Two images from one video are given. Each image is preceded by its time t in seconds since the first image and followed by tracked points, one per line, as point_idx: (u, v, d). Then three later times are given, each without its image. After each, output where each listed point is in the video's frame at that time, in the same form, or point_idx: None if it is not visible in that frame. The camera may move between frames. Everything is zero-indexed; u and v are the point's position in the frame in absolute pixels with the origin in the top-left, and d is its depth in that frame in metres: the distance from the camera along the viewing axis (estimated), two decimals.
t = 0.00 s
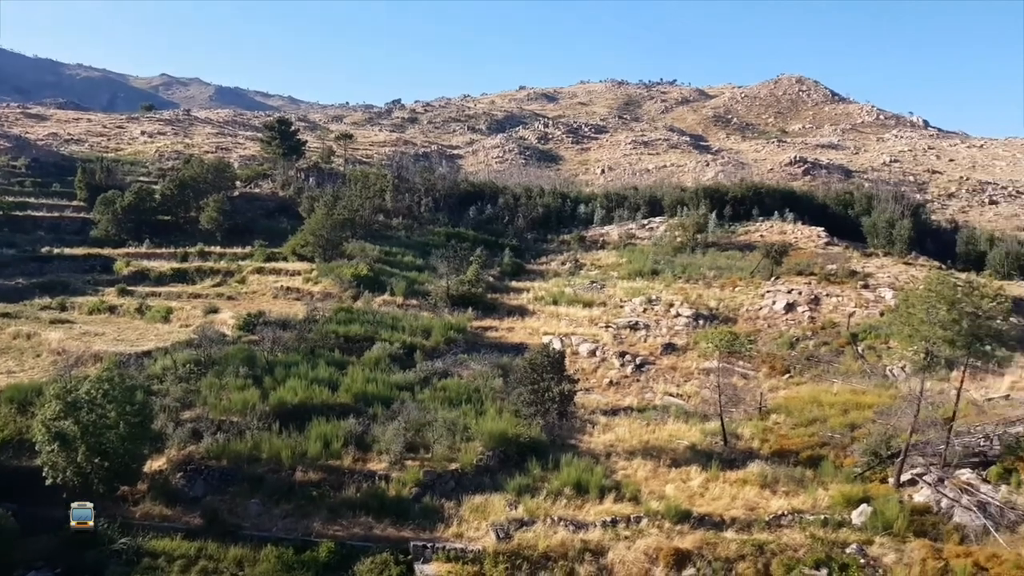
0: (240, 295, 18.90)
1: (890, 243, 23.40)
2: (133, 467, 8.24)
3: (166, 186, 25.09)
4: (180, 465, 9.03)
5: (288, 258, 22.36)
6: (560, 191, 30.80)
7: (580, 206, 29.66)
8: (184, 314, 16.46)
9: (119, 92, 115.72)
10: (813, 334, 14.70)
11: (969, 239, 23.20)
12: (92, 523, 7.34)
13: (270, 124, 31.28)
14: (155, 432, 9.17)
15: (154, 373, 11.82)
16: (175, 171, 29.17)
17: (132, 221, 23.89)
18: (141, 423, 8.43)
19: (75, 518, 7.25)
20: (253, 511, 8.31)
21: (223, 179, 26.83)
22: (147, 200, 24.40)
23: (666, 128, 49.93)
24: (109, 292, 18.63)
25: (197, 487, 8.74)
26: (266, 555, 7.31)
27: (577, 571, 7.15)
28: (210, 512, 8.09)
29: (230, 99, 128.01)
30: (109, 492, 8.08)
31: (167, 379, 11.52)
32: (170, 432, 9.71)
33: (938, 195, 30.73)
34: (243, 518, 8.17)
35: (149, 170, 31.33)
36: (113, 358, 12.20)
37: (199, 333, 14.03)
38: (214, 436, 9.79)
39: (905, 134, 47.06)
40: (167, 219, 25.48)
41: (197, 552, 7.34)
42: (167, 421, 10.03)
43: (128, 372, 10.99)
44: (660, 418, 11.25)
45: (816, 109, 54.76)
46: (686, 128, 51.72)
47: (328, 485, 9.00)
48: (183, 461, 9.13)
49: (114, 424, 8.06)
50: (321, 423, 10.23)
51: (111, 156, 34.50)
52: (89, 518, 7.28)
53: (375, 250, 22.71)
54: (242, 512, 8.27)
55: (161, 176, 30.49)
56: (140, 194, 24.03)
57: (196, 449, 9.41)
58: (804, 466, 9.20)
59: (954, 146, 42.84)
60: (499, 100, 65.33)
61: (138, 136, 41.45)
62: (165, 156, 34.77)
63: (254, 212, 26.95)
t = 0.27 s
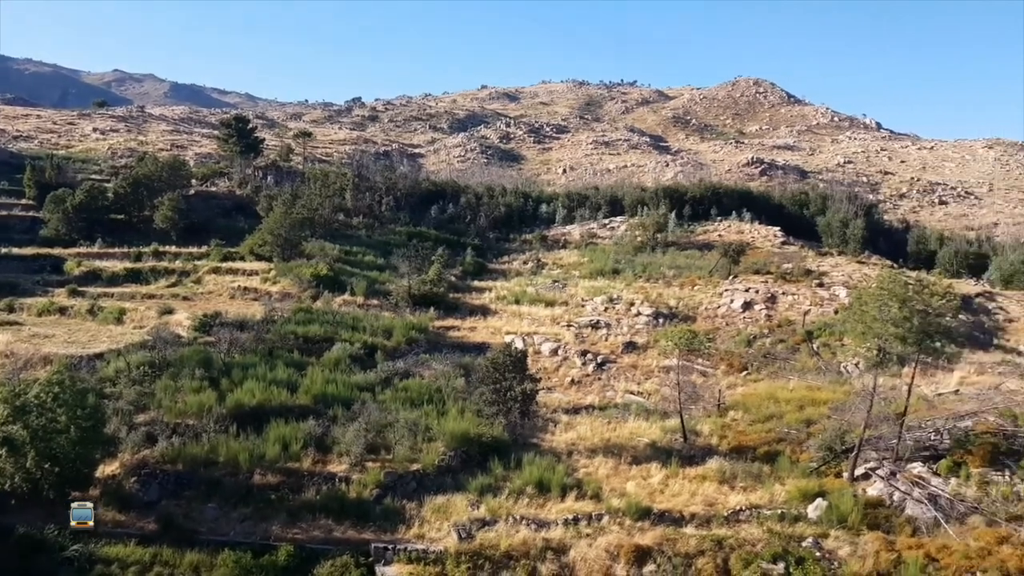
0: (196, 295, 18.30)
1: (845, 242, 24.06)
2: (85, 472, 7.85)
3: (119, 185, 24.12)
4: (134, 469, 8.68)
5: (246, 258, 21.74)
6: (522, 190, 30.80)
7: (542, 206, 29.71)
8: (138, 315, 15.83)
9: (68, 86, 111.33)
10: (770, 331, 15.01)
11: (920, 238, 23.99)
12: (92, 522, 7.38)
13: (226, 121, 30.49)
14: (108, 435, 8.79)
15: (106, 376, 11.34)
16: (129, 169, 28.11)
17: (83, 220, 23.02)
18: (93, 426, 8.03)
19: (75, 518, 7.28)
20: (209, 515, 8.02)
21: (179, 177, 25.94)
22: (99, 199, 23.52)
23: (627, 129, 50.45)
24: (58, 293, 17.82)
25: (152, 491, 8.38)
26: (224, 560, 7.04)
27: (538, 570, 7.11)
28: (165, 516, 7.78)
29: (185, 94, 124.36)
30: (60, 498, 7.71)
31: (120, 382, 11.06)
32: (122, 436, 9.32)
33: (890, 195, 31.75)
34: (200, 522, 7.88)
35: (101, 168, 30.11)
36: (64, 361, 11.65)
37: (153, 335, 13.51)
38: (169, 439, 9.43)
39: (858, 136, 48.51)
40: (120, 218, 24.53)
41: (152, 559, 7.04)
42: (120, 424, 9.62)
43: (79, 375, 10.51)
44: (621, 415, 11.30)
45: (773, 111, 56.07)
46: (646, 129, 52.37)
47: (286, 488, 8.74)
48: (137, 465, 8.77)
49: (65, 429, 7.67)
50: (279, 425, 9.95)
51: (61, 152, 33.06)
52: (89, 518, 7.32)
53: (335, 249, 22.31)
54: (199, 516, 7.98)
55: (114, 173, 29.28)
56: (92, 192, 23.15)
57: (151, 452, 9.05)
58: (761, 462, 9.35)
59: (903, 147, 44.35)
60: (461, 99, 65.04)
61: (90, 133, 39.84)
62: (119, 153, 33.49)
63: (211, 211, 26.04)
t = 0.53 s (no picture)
0: (149, 296, 17.63)
1: (799, 242, 24.70)
2: (34, 479, 7.50)
3: (69, 183, 23.13)
4: (86, 475, 8.31)
5: (200, 257, 20.97)
6: (482, 190, 30.70)
7: (503, 205, 29.66)
8: (89, 317, 15.15)
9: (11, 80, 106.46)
10: (727, 329, 15.29)
11: (872, 238, 24.78)
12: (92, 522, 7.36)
13: (179, 118, 29.63)
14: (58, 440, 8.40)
15: (55, 380, 10.84)
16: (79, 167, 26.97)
17: (32, 219, 22.21)
18: (43, 432, 7.64)
19: (75, 518, 7.27)
20: (164, 521, 7.73)
21: (131, 176, 25.03)
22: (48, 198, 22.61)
23: (587, 129, 50.81)
24: (3, 294, 16.94)
25: (104, 497, 8.03)
26: (178, 566, 6.77)
27: (500, 569, 7.05)
28: (119, 522, 7.47)
29: (137, 89, 120.30)
30: (7, 505, 7.37)
31: (70, 386, 10.58)
32: (73, 441, 8.92)
33: (843, 195, 32.75)
34: (155, 528, 7.59)
35: (49, 165, 28.78)
36: (10, 365, 11.09)
37: (104, 337, 12.95)
38: (122, 443, 9.05)
39: (812, 137, 49.91)
40: (69, 217, 23.49)
41: (104, 566, 6.74)
42: (71, 429, 9.20)
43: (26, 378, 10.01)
44: (582, 414, 11.34)
45: (729, 112, 57.27)
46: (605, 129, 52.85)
47: (244, 491, 8.47)
48: (89, 471, 8.40)
49: (12, 434, 7.32)
50: (236, 428, 9.65)
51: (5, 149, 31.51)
52: (90, 518, 7.31)
53: (293, 249, 21.82)
54: (153, 522, 7.67)
55: (63, 171, 27.95)
56: (40, 190, 22.26)
57: (103, 457, 8.67)
58: (719, 458, 9.49)
59: (854, 149, 45.78)
60: (421, 98, 64.50)
61: (36, 129, 38.10)
62: (67, 150, 32.11)
63: (164, 210, 24.83)
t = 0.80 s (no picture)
0: (100, 297, 16.92)
1: (755, 241, 25.30)
2: None
3: (14, 182, 22.02)
4: (34, 481, 7.93)
5: (153, 258, 20.37)
6: (443, 189, 30.49)
7: (463, 204, 29.51)
8: (36, 319, 14.47)
9: None
10: (685, 327, 15.53)
11: (824, 237, 25.52)
12: (92, 522, 7.17)
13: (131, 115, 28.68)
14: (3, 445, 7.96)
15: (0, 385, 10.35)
16: (24, 164, 25.76)
17: None
18: None
19: (75, 518, 7.09)
20: (117, 527, 7.44)
21: (81, 174, 23.89)
22: None
23: (547, 129, 51.00)
24: None
25: (54, 504, 7.71)
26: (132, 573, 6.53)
27: (461, 569, 6.98)
28: (70, 529, 7.17)
29: (85, 83, 115.82)
30: None
31: (16, 390, 10.07)
32: (20, 446, 8.51)
33: (797, 195, 33.68)
34: (107, 535, 7.30)
35: None
36: None
37: (51, 339, 12.39)
38: (72, 448, 8.67)
39: (766, 138, 51.19)
40: (16, 216, 22.38)
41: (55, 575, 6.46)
42: (17, 435, 8.76)
43: None
44: (543, 412, 11.34)
45: (687, 113, 58.29)
46: (565, 129, 53.15)
47: (200, 495, 8.18)
48: (37, 477, 8.02)
49: None
50: (191, 430, 9.32)
51: None
52: (90, 517, 7.13)
53: (249, 248, 21.27)
54: (105, 529, 7.38)
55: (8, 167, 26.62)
56: None
57: (52, 463, 8.29)
58: (678, 454, 9.61)
59: (807, 150, 47.07)
60: (380, 95, 63.71)
61: None
62: (11, 146, 30.67)
63: (115, 209, 23.94)
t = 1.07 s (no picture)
0: (51, 298, 16.17)
1: (714, 240, 25.76)
2: None
3: None
4: None
5: (107, 258, 19.66)
6: (405, 187, 30.20)
7: (426, 203, 29.27)
8: None
9: None
10: (647, 326, 15.71)
11: (781, 236, 26.13)
12: (92, 523, 7.17)
13: (83, 111, 27.64)
14: None
15: None
16: None
17: None
18: None
19: (75, 518, 7.08)
20: (70, 533, 7.15)
21: (31, 172, 22.80)
22: None
23: (510, 128, 50.99)
24: None
25: (2, 511, 7.35)
26: None
27: (424, 570, 6.90)
28: (19, 537, 6.84)
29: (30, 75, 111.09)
30: None
31: None
32: None
33: (755, 195, 34.42)
34: (59, 542, 7.00)
35: None
36: None
37: None
38: (21, 454, 8.28)
39: (725, 139, 52.22)
40: None
41: None
42: None
43: None
44: (507, 412, 11.32)
45: (647, 113, 59.05)
46: (528, 128, 53.27)
47: (156, 499, 7.90)
48: None
49: None
50: (147, 434, 9.00)
51: None
52: (90, 517, 7.13)
53: (206, 247, 20.70)
54: (57, 535, 7.08)
55: None
56: None
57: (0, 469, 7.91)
58: (640, 451, 9.69)
59: (764, 151, 48.11)
60: (341, 93, 62.79)
61: None
62: None
63: (66, 207, 23.02)
